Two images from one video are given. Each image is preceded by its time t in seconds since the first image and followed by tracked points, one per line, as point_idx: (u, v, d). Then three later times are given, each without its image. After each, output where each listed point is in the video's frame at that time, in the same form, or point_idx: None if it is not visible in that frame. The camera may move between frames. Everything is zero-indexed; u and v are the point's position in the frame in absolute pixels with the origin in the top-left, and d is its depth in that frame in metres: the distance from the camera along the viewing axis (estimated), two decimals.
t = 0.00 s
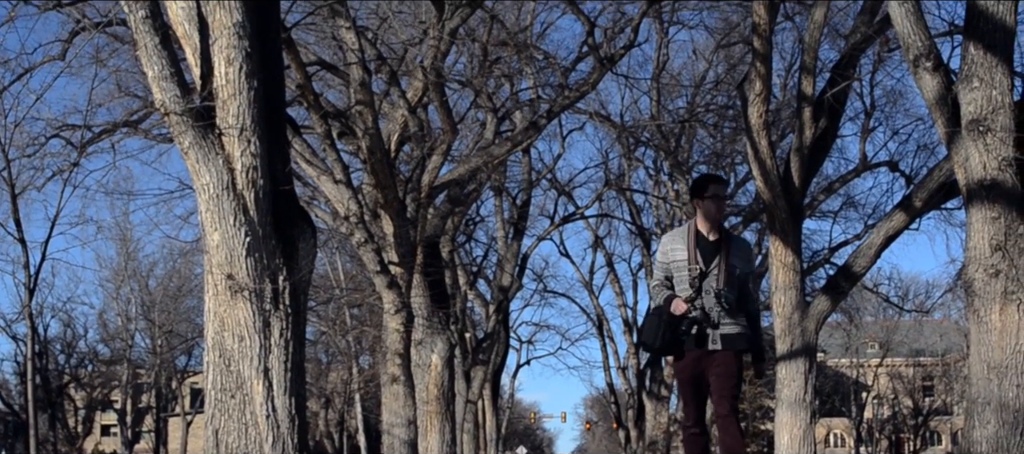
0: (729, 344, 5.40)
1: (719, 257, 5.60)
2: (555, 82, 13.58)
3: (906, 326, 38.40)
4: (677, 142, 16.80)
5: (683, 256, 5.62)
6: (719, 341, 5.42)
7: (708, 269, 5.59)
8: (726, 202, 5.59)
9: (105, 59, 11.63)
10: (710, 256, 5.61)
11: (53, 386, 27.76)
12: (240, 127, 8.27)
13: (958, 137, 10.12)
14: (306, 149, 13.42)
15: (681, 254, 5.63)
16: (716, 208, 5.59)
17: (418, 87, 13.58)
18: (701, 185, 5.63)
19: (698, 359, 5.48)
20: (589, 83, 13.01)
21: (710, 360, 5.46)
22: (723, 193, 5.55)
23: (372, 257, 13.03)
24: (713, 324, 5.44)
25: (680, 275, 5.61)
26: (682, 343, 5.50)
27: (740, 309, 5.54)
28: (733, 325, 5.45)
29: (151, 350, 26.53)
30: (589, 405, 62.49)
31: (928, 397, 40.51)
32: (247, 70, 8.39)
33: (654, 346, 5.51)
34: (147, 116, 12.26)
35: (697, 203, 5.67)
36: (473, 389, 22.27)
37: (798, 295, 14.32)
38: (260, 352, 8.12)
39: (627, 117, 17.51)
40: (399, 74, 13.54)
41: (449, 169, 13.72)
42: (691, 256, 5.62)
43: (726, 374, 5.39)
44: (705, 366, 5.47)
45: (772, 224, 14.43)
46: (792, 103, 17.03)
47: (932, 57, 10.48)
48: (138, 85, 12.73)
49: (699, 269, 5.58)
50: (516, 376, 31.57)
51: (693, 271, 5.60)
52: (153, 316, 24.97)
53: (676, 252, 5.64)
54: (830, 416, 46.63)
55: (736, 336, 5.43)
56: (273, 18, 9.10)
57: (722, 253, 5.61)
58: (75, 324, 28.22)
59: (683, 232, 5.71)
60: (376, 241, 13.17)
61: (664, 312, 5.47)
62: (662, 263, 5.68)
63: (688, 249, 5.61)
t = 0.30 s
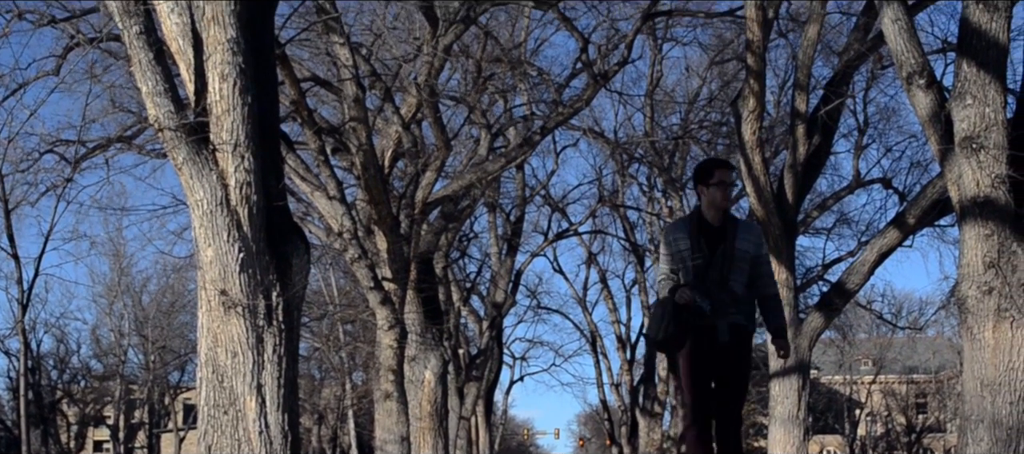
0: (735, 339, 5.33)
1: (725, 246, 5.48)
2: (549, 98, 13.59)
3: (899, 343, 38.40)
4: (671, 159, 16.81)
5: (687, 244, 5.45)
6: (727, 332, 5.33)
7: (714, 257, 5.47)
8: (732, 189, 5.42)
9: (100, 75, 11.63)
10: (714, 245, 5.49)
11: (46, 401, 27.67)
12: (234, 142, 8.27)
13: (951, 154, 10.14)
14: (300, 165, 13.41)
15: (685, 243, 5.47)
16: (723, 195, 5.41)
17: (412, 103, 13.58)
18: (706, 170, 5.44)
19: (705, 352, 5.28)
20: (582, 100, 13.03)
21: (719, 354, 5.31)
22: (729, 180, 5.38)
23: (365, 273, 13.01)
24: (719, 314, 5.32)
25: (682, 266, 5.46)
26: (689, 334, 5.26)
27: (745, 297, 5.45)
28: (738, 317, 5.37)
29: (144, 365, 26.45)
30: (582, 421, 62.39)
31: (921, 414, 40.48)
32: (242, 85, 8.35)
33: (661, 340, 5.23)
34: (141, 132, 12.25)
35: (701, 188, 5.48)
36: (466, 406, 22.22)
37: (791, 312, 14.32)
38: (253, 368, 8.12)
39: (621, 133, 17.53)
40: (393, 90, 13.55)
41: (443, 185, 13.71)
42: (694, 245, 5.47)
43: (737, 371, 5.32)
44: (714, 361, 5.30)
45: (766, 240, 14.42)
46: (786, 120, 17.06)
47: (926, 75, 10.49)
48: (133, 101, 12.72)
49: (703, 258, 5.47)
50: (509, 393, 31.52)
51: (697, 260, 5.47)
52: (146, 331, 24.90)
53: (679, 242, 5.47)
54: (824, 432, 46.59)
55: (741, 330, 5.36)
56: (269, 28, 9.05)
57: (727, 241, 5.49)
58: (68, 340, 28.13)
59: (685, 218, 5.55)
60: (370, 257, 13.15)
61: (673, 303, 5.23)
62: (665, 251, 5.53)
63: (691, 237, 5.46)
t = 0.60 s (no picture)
0: (746, 356, 5.22)
1: (730, 256, 5.28)
2: (543, 115, 13.60)
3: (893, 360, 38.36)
4: (664, 175, 16.82)
5: (687, 258, 5.22)
6: (737, 349, 5.21)
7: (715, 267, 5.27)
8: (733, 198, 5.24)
9: (93, 90, 11.62)
10: (716, 256, 5.28)
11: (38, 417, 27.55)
12: (227, 158, 8.29)
13: (944, 172, 10.16)
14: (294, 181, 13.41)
15: (685, 257, 5.23)
16: (721, 205, 5.24)
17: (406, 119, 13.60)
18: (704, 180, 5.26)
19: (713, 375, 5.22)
20: (576, 116, 13.05)
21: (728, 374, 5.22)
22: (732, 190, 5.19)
23: (359, 289, 12.99)
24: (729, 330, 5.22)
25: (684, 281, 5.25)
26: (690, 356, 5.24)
27: (754, 307, 5.31)
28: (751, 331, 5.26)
29: (136, 381, 26.35)
30: (576, 438, 62.25)
31: (915, 431, 40.43)
32: (236, 101, 8.34)
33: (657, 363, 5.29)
34: (135, 147, 12.24)
35: (699, 197, 5.32)
36: (460, 422, 22.17)
37: (785, 329, 14.36)
38: (246, 384, 8.11)
39: (615, 150, 17.54)
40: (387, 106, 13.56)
41: (436, 202, 13.71)
42: (693, 258, 5.24)
43: (750, 389, 5.24)
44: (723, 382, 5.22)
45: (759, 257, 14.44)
46: (779, 137, 17.09)
47: (918, 92, 10.51)
48: (126, 116, 12.72)
49: (703, 271, 5.25)
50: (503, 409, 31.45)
51: (697, 274, 5.24)
52: (139, 347, 24.83)
53: (679, 255, 5.24)
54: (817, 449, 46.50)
55: (753, 344, 5.25)
56: (265, 40, 9.01)
57: (731, 250, 5.30)
58: (60, 355, 28.03)
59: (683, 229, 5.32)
60: (363, 273, 13.14)
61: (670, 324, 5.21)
62: (660, 264, 5.27)
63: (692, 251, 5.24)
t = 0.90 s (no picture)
0: (746, 350, 4.84)
1: (734, 244, 5.02)
2: (536, 133, 13.61)
3: (885, 379, 38.33)
4: (657, 194, 16.83)
5: (690, 242, 4.94)
6: (736, 345, 4.83)
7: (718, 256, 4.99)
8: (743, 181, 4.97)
9: (86, 107, 11.62)
10: (720, 244, 5.02)
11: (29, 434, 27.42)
12: (220, 175, 8.31)
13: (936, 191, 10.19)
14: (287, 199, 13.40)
15: (687, 241, 4.94)
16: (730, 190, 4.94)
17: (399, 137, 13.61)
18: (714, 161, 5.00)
19: (714, 373, 4.82)
20: (569, 135, 13.06)
21: (727, 371, 4.82)
22: (742, 168, 4.93)
23: (351, 306, 12.98)
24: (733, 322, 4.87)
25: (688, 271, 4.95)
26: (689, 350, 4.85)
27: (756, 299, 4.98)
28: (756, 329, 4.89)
29: (127, 399, 26.23)
30: None
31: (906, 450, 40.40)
32: (229, 118, 8.38)
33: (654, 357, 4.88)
34: (128, 164, 12.23)
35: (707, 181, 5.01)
36: (452, 440, 22.10)
37: (777, 348, 14.36)
38: (238, 401, 8.10)
39: (607, 168, 17.55)
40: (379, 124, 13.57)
41: (429, 220, 13.71)
42: (695, 242, 4.96)
43: (750, 390, 4.81)
44: (723, 380, 4.81)
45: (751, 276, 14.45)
46: (772, 156, 17.11)
47: (910, 111, 10.54)
48: (119, 133, 12.71)
49: (706, 257, 4.99)
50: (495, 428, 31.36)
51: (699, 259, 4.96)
52: (131, 364, 24.74)
53: (681, 239, 4.94)
54: None
55: (754, 338, 4.87)
56: (258, 59, 9.06)
57: (737, 235, 5.02)
58: (51, 372, 27.92)
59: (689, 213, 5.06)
60: (355, 291, 13.13)
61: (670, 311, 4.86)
62: (660, 248, 4.97)
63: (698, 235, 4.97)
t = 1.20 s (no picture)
0: (754, 363, 4.78)
1: (746, 249, 4.89)
2: (528, 153, 13.65)
3: (876, 400, 38.28)
4: (648, 214, 16.84)
5: (701, 249, 4.90)
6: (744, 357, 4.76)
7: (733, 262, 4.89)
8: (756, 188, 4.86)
9: (78, 126, 11.62)
10: (733, 249, 4.90)
11: None
12: (212, 194, 8.34)
13: (927, 213, 10.22)
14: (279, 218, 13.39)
15: (698, 248, 4.90)
16: (739, 197, 4.83)
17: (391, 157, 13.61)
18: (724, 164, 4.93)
19: (720, 385, 4.74)
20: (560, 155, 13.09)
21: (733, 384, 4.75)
22: (752, 176, 4.80)
23: (342, 326, 12.96)
24: (740, 334, 4.80)
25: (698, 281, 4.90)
26: (694, 362, 4.80)
27: (771, 307, 4.88)
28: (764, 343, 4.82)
29: (117, 418, 26.10)
30: None
31: None
32: (220, 137, 8.40)
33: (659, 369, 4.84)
34: (119, 183, 12.23)
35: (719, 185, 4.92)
36: None
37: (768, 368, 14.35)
38: (227, 421, 8.12)
39: (599, 188, 17.58)
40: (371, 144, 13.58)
41: (420, 239, 13.70)
42: (707, 248, 4.90)
43: (759, 402, 4.77)
44: (728, 394, 4.73)
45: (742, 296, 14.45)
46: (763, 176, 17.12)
47: (901, 133, 10.57)
48: (111, 152, 12.71)
49: (719, 263, 4.89)
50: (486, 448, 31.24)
51: (712, 265, 4.89)
52: (121, 384, 24.63)
53: (691, 245, 4.92)
54: None
55: (763, 352, 4.80)
56: (252, 78, 9.08)
57: (750, 240, 4.90)
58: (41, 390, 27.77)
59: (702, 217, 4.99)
60: (346, 310, 13.10)
61: (673, 320, 4.83)
62: (673, 255, 4.96)
63: (707, 241, 4.90)
